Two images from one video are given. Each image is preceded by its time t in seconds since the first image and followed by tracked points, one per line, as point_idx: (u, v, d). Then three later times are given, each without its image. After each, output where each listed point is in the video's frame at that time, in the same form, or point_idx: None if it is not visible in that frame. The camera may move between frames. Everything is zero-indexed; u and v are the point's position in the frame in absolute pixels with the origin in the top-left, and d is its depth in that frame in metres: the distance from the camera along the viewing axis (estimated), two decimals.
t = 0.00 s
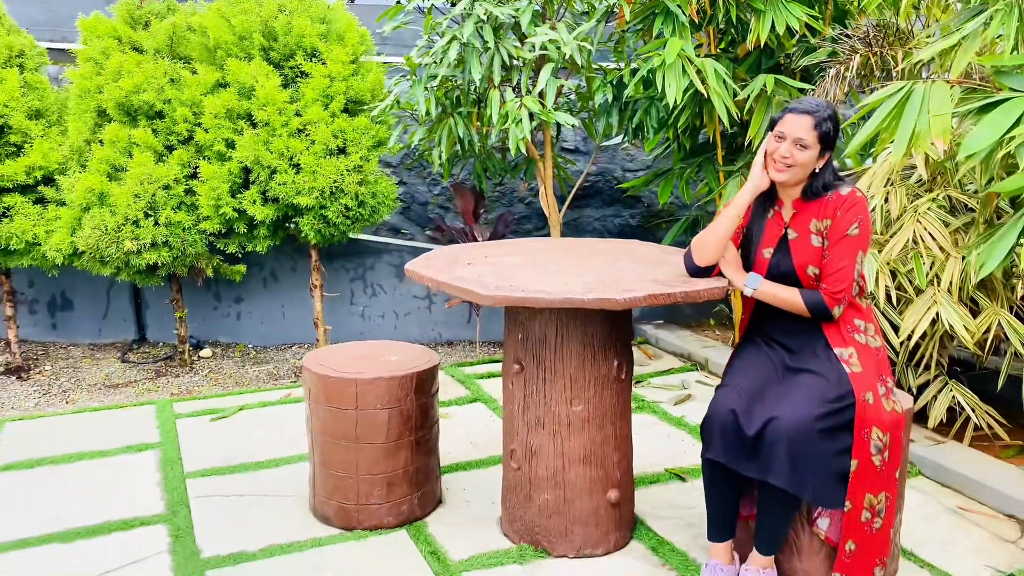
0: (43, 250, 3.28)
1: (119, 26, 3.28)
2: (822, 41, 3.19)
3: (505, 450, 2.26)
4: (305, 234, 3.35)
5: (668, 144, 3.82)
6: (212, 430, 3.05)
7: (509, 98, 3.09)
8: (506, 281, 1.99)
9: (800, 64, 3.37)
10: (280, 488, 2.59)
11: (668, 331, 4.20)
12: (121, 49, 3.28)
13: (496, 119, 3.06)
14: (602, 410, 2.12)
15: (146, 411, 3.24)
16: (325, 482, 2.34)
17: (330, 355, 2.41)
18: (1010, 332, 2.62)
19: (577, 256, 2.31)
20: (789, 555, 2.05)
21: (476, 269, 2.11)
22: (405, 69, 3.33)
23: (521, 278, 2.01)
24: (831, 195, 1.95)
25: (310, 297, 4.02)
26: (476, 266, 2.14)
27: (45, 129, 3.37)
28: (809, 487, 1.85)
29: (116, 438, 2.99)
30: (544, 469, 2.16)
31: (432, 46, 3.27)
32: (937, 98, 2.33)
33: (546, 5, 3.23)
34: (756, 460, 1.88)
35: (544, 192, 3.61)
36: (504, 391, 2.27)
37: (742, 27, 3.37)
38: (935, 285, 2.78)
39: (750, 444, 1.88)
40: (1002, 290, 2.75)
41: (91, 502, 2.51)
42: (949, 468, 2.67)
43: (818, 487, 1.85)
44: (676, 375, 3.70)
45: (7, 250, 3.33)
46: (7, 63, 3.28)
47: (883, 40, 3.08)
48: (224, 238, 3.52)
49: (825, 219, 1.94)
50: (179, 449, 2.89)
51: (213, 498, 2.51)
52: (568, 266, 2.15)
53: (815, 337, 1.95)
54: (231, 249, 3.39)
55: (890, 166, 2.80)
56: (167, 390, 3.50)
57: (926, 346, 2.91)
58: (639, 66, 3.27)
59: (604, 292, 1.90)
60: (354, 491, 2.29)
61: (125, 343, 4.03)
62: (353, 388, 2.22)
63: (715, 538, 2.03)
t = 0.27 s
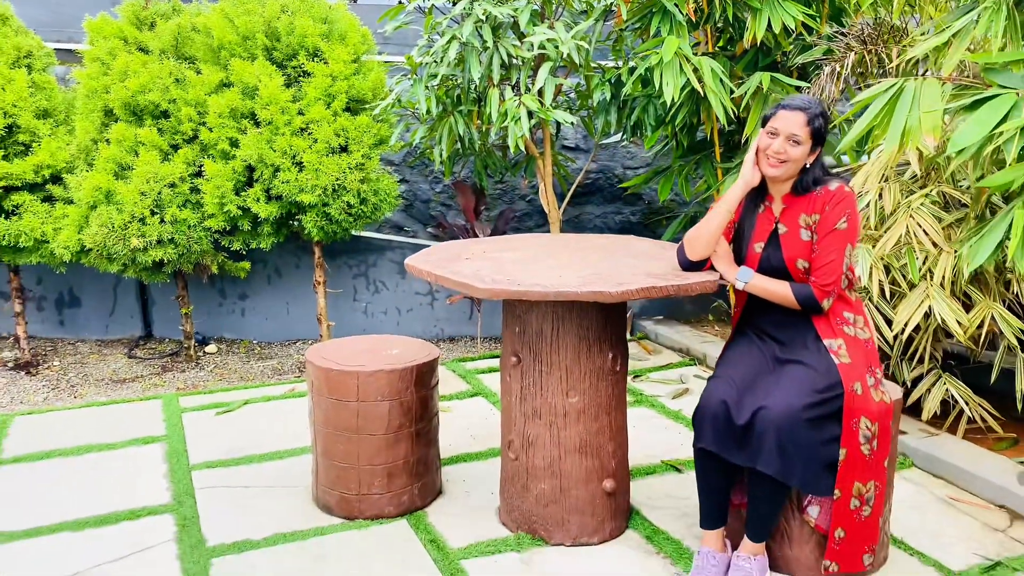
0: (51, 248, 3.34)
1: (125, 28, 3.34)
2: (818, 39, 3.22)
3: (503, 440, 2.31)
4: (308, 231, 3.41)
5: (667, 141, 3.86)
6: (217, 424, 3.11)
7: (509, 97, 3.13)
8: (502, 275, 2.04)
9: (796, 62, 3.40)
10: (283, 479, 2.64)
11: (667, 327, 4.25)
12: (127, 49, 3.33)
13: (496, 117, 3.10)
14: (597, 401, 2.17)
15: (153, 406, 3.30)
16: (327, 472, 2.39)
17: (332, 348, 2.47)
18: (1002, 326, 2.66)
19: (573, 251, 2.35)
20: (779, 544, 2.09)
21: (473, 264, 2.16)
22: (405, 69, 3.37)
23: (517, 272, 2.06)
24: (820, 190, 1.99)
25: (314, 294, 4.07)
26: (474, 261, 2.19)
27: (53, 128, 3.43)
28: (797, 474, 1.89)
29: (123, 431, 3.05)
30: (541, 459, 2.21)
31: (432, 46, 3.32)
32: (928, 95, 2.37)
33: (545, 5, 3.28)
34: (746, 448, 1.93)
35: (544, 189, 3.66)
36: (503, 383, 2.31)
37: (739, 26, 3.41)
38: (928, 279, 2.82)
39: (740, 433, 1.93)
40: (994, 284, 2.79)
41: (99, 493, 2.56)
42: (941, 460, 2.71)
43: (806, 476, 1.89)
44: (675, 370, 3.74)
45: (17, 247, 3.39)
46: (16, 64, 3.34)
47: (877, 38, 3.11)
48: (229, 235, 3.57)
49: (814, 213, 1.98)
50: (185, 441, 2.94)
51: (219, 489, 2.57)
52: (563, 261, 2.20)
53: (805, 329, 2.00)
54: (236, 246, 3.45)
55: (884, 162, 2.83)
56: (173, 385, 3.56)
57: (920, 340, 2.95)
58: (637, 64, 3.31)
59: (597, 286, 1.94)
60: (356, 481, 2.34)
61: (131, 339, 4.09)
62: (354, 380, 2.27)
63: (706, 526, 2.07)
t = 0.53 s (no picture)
0: (66, 247, 3.41)
1: (138, 31, 3.41)
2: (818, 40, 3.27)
3: (507, 433, 2.37)
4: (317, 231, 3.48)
5: (668, 141, 3.91)
6: (229, 418, 3.18)
7: (513, 98, 3.20)
8: (505, 272, 2.09)
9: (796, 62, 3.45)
10: (293, 472, 2.71)
11: (671, 324, 4.30)
12: (139, 53, 3.41)
13: (500, 118, 3.16)
14: (597, 395, 2.23)
15: (165, 401, 3.38)
16: (336, 464, 2.45)
17: (341, 344, 2.53)
18: (996, 322, 2.70)
19: (574, 249, 2.41)
20: (776, 533, 2.16)
21: (477, 261, 2.22)
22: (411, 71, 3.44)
23: (519, 269, 2.12)
24: (814, 186, 2.05)
25: (322, 292, 4.14)
26: (478, 259, 2.25)
27: (68, 130, 3.50)
28: (791, 466, 1.94)
29: (137, 426, 3.12)
30: (543, 452, 2.26)
31: (438, 48, 3.38)
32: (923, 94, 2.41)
33: (548, 8, 3.33)
34: (741, 440, 1.98)
35: (548, 189, 3.72)
36: (506, 378, 2.37)
37: (740, 27, 3.46)
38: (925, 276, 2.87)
39: (736, 425, 1.98)
40: (990, 282, 2.84)
41: (114, 485, 2.64)
42: (937, 453, 2.75)
43: (799, 467, 1.94)
44: (677, 366, 3.80)
45: (32, 246, 3.47)
46: (32, 68, 3.42)
47: (876, 39, 3.15)
48: (239, 235, 3.65)
49: (809, 210, 2.03)
50: (196, 436, 3.01)
51: (230, 481, 2.64)
52: (565, 258, 2.25)
53: (800, 324, 2.05)
54: (246, 245, 3.52)
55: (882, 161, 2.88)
56: (184, 381, 3.64)
57: (917, 336, 3.00)
58: (639, 66, 3.36)
59: (597, 282, 2.00)
60: (363, 473, 2.41)
61: (143, 337, 4.17)
62: (362, 375, 2.34)
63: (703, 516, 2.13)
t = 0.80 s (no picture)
0: (81, 247, 3.48)
1: (151, 36, 3.47)
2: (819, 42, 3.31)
3: (513, 428, 2.42)
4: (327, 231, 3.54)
5: (672, 142, 3.96)
6: (241, 415, 3.25)
7: (519, 100, 3.25)
8: (511, 270, 2.15)
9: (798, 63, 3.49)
10: (304, 467, 2.77)
11: (676, 323, 4.35)
12: (152, 57, 3.48)
13: (506, 119, 3.22)
14: (601, 390, 2.28)
15: (178, 398, 3.44)
16: (346, 459, 2.51)
17: (351, 341, 2.59)
18: (997, 320, 2.73)
19: (579, 248, 2.46)
20: (775, 524, 2.21)
21: (483, 260, 2.27)
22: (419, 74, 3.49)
23: (524, 267, 2.17)
24: (810, 185, 2.10)
25: (331, 292, 4.20)
26: (484, 258, 2.30)
27: (83, 133, 3.57)
28: (789, 458, 1.99)
29: (151, 422, 3.19)
30: (548, 446, 2.32)
31: (445, 51, 3.44)
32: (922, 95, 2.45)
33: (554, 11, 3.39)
34: (741, 434, 2.03)
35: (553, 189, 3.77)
36: (511, 374, 2.43)
37: (743, 29, 3.50)
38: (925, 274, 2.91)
39: (736, 419, 2.03)
40: (989, 280, 2.88)
41: (130, 479, 2.70)
42: (937, 449, 2.80)
43: (798, 459, 1.99)
44: (681, 364, 3.85)
45: (48, 247, 3.54)
46: (48, 72, 3.49)
47: (877, 41, 3.20)
48: (250, 235, 3.71)
49: (806, 208, 2.08)
50: (209, 432, 3.08)
51: (243, 476, 2.70)
52: (569, 257, 2.31)
53: (799, 321, 2.09)
54: (257, 245, 3.58)
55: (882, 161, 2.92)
56: (197, 379, 3.71)
57: (918, 334, 3.04)
58: (643, 68, 3.41)
59: (601, 280, 2.05)
60: (373, 467, 2.46)
61: (156, 336, 4.24)
62: (371, 371, 2.39)
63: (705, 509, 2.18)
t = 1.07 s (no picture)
0: (96, 248, 3.54)
1: (164, 40, 3.54)
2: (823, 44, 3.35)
3: (521, 425, 2.47)
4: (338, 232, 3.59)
5: (679, 142, 4.00)
6: (254, 412, 3.31)
7: (526, 102, 3.30)
8: (520, 269, 2.19)
9: (803, 65, 3.53)
10: (317, 464, 2.82)
11: (682, 322, 4.39)
12: (166, 61, 3.53)
13: (514, 121, 3.26)
14: (608, 387, 2.32)
15: (191, 397, 3.50)
16: (358, 455, 2.56)
17: (362, 340, 2.64)
18: (1000, 318, 2.76)
19: (586, 248, 2.51)
20: (780, 519, 2.25)
21: (493, 259, 2.32)
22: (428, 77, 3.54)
23: (533, 267, 2.21)
24: (811, 185, 2.14)
25: (341, 292, 4.25)
26: (493, 257, 2.35)
27: (98, 136, 3.63)
28: (793, 453, 2.03)
29: (166, 420, 3.25)
30: (556, 442, 2.36)
31: (454, 55, 3.48)
32: (924, 97, 2.48)
33: (561, 15, 3.43)
34: (746, 429, 2.07)
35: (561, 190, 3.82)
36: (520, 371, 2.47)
37: (748, 31, 3.54)
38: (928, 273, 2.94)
39: (741, 415, 2.07)
40: (992, 279, 2.91)
41: (147, 475, 2.76)
42: (940, 446, 2.83)
43: (801, 454, 2.03)
44: (688, 363, 3.89)
45: (64, 248, 3.60)
46: (63, 76, 3.55)
47: (881, 43, 3.23)
48: (262, 236, 3.77)
49: (808, 208, 2.12)
50: (223, 429, 3.13)
51: (257, 472, 2.75)
52: (577, 256, 2.35)
53: (803, 318, 2.13)
54: (269, 246, 3.64)
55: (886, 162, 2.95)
56: (210, 378, 3.76)
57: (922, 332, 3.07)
58: (649, 70, 3.46)
59: (607, 279, 2.09)
60: (385, 463, 2.51)
61: (168, 336, 4.30)
62: (382, 369, 2.44)
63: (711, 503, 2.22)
